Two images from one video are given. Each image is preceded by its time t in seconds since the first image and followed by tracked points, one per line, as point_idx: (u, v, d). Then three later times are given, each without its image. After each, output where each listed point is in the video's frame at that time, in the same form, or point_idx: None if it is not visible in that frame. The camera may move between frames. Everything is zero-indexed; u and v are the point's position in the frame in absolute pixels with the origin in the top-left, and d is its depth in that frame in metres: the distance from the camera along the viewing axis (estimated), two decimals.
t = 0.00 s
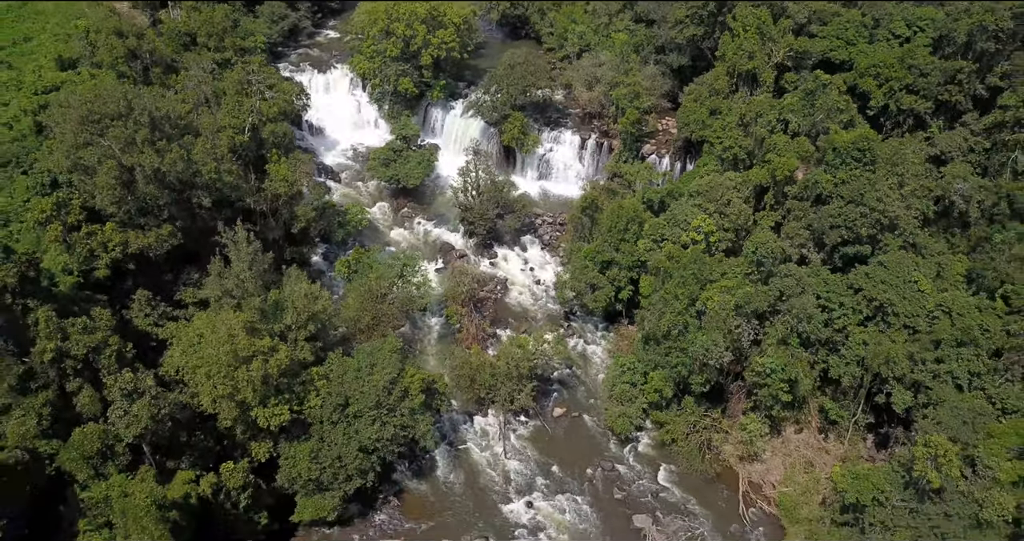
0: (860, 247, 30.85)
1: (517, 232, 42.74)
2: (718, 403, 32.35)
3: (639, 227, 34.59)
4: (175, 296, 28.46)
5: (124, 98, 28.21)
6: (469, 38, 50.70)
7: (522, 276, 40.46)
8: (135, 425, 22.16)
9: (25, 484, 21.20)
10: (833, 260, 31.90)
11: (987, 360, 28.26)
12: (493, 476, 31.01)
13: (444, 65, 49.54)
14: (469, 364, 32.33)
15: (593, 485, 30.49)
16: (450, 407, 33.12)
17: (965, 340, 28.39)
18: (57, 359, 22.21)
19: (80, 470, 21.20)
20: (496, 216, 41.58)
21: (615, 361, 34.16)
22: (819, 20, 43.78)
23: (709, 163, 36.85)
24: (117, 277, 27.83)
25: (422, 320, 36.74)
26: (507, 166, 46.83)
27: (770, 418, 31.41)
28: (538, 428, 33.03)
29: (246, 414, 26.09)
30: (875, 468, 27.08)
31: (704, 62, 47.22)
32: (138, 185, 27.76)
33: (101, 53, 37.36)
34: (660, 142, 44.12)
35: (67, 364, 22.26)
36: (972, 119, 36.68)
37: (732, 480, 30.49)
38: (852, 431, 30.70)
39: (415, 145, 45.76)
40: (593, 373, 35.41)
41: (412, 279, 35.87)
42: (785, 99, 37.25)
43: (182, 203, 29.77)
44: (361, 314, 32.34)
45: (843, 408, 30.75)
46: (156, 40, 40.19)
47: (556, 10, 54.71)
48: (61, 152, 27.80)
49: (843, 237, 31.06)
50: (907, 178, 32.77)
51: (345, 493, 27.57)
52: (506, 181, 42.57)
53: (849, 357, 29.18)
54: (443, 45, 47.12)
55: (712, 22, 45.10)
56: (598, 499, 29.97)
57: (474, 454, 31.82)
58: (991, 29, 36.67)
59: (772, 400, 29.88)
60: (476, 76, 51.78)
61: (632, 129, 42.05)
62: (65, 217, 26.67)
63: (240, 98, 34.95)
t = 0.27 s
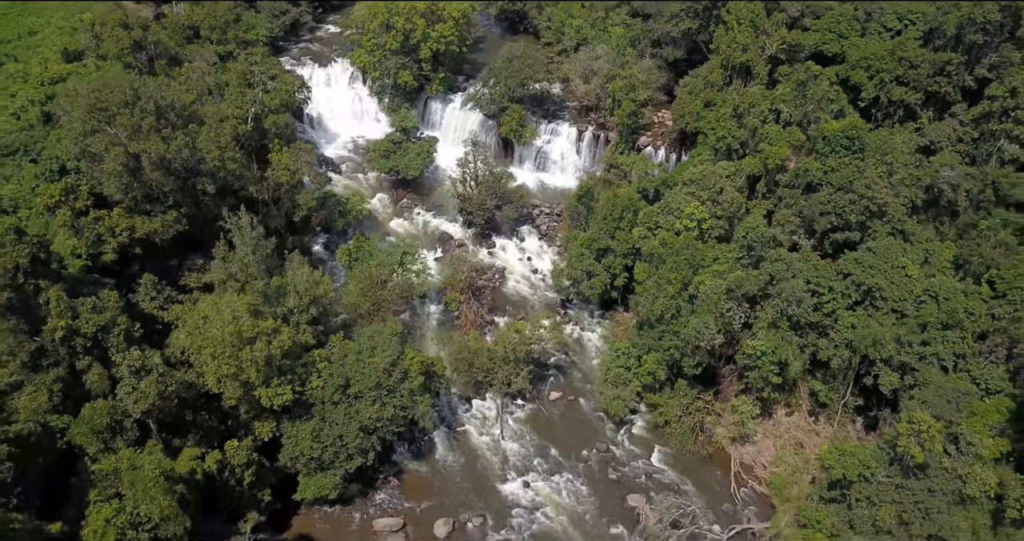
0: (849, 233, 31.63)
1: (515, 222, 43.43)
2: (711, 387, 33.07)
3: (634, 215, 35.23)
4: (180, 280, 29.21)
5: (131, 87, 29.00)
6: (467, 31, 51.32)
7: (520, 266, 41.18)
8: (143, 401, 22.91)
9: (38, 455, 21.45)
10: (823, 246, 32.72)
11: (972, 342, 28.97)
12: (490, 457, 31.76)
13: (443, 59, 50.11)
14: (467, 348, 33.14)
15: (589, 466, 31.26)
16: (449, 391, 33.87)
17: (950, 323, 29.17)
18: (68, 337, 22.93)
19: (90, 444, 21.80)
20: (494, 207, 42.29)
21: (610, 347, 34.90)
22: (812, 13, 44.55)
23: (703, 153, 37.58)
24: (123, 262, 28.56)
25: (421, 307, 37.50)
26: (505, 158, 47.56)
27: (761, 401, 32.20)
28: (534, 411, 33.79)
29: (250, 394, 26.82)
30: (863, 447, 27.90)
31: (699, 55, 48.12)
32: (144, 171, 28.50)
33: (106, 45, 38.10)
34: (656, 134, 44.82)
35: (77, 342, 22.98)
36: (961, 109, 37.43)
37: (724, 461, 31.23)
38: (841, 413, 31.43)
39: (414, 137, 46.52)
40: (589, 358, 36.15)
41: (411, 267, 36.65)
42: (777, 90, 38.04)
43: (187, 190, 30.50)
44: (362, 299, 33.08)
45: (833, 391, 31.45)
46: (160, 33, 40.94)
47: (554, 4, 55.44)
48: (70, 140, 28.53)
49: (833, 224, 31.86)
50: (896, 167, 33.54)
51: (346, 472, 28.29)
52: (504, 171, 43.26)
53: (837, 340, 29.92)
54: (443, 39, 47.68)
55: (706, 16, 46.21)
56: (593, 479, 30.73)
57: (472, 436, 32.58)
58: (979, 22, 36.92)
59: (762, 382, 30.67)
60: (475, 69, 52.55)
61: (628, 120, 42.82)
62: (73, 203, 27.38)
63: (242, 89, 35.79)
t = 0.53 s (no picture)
0: (840, 222, 32.23)
1: (513, 214, 44.01)
2: (705, 373, 33.71)
3: (630, 206, 35.80)
4: (184, 267, 29.80)
5: (135, 79, 29.74)
6: (467, 27, 52.34)
7: (518, 256, 41.76)
8: (150, 381, 23.55)
9: (47, 432, 22.09)
10: (815, 235, 33.30)
11: (960, 327, 29.61)
12: (488, 442, 32.40)
13: (442, 54, 50.65)
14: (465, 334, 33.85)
15: (585, 450, 31.89)
16: (448, 378, 34.48)
17: (938, 309, 29.81)
18: (76, 319, 23.57)
19: (98, 423, 22.36)
20: (492, 199, 42.90)
21: (606, 335, 35.53)
22: (806, 8, 45.16)
23: (697, 145, 38.19)
24: (129, 250, 29.19)
25: (421, 297, 38.11)
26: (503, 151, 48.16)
27: (753, 386, 32.85)
28: (532, 397, 34.42)
29: (253, 378, 27.43)
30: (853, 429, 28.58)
31: (695, 50, 48.76)
32: (148, 161, 29.14)
33: (111, 39, 38.91)
34: (652, 127, 45.40)
35: (85, 324, 23.64)
36: (952, 102, 38.07)
37: (717, 445, 31.87)
38: (832, 399, 32.08)
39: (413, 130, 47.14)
40: (585, 346, 36.78)
41: (411, 257, 37.30)
42: (771, 82, 38.67)
43: (191, 179, 30.99)
44: (362, 288, 33.72)
45: (824, 377, 32.09)
46: (163, 27, 41.61)
47: None
48: (76, 130, 29.17)
49: (824, 213, 32.46)
50: (888, 157, 34.10)
51: (347, 455, 28.90)
52: (502, 164, 43.83)
53: (828, 325, 30.50)
54: (442, 33, 48.55)
55: (702, 10, 46.83)
56: (589, 463, 31.37)
57: (471, 421, 33.19)
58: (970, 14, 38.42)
59: (755, 367, 31.32)
60: (473, 64, 53.18)
61: (624, 113, 43.42)
62: (80, 191, 28.03)
63: (244, 82, 36.47)
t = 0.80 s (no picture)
0: (831, 211, 32.80)
1: (511, 206, 44.60)
2: (699, 360, 34.26)
3: (625, 196, 36.41)
4: (188, 255, 30.39)
5: (140, 69, 30.28)
6: (466, 22, 52.85)
7: (516, 248, 42.34)
8: (156, 362, 24.19)
9: (58, 410, 22.67)
10: (807, 224, 33.81)
11: (948, 313, 30.27)
12: (486, 427, 33.02)
13: (441, 49, 51.45)
14: (464, 321, 34.53)
15: (580, 435, 32.52)
16: (446, 365, 35.12)
17: (927, 296, 30.42)
18: (83, 302, 24.22)
19: (105, 403, 22.92)
20: (490, 191, 43.48)
21: (602, 323, 36.13)
22: (800, 3, 45.77)
23: (692, 137, 38.80)
24: (133, 238, 29.79)
25: (420, 287, 38.71)
26: (501, 144, 48.71)
27: (746, 373, 33.42)
28: (529, 384, 35.08)
29: (255, 362, 28.03)
30: (841, 411, 29.39)
31: (691, 44, 49.42)
32: (153, 151, 29.78)
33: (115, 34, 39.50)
34: (648, 121, 45.98)
35: (93, 307, 24.29)
36: (942, 95, 38.69)
37: (711, 430, 32.51)
38: (823, 385, 32.67)
39: (413, 124, 47.77)
40: (581, 335, 37.42)
41: (410, 247, 37.95)
42: (764, 75, 39.33)
43: (194, 168, 31.52)
44: (362, 277, 34.33)
45: (816, 363, 32.68)
46: (165, 22, 42.22)
47: None
48: (82, 121, 29.81)
49: (816, 202, 33.00)
50: (879, 148, 34.74)
51: (348, 438, 29.48)
52: (500, 157, 44.39)
53: (819, 312, 31.00)
54: (440, 28, 49.13)
55: (698, 6, 47.45)
56: (585, 447, 31.99)
57: (469, 407, 33.82)
58: (959, 9, 39.05)
59: (747, 353, 31.92)
60: (471, 59, 53.79)
61: (621, 107, 44.08)
62: (86, 180, 28.65)
63: (246, 76, 37.14)
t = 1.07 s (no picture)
0: (821, 199, 33.47)
1: (508, 197, 45.30)
2: (691, 345, 35.02)
3: (620, 185, 37.16)
4: (191, 241, 31.09)
5: (144, 59, 31.04)
6: (463, 16, 53.31)
7: (513, 238, 43.02)
8: (161, 342, 24.90)
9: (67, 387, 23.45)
10: (797, 212, 34.50)
11: (933, 298, 31.01)
12: (483, 410, 33.76)
13: (439, 43, 52.22)
14: (461, 307, 35.31)
15: (575, 417, 33.29)
16: (444, 350, 35.89)
17: (914, 280, 31.15)
18: (91, 284, 24.97)
19: (113, 380, 23.66)
20: (488, 182, 44.11)
21: (597, 309, 36.87)
22: None
23: (686, 128, 39.55)
24: (138, 224, 30.48)
25: (418, 276, 39.35)
26: (498, 136, 49.43)
27: (737, 357, 34.16)
28: (525, 368, 35.84)
29: (258, 345, 28.73)
30: (829, 391, 29.90)
31: (686, 38, 50.15)
32: (157, 139, 30.52)
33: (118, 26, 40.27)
34: (644, 114, 46.66)
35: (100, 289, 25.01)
36: (931, 86, 39.44)
37: (703, 413, 33.28)
38: (813, 369, 33.37)
39: (411, 116, 48.58)
40: (577, 322, 38.17)
41: (409, 236, 38.70)
42: (756, 67, 40.06)
43: (198, 156, 32.28)
44: (362, 264, 35.07)
45: (805, 347, 33.32)
46: (168, 15, 42.95)
47: None
48: (88, 109, 30.57)
49: (805, 190, 33.65)
50: (867, 137, 35.52)
51: (348, 419, 30.20)
52: (497, 148, 45.09)
53: (808, 297, 31.71)
54: (438, 23, 49.86)
55: None
56: (580, 429, 32.74)
57: (466, 391, 34.57)
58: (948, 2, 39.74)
59: (738, 337, 32.68)
60: (469, 53, 54.45)
61: (616, 100, 44.84)
62: (93, 166, 29.36)
63: (248, 67, 37.87)
